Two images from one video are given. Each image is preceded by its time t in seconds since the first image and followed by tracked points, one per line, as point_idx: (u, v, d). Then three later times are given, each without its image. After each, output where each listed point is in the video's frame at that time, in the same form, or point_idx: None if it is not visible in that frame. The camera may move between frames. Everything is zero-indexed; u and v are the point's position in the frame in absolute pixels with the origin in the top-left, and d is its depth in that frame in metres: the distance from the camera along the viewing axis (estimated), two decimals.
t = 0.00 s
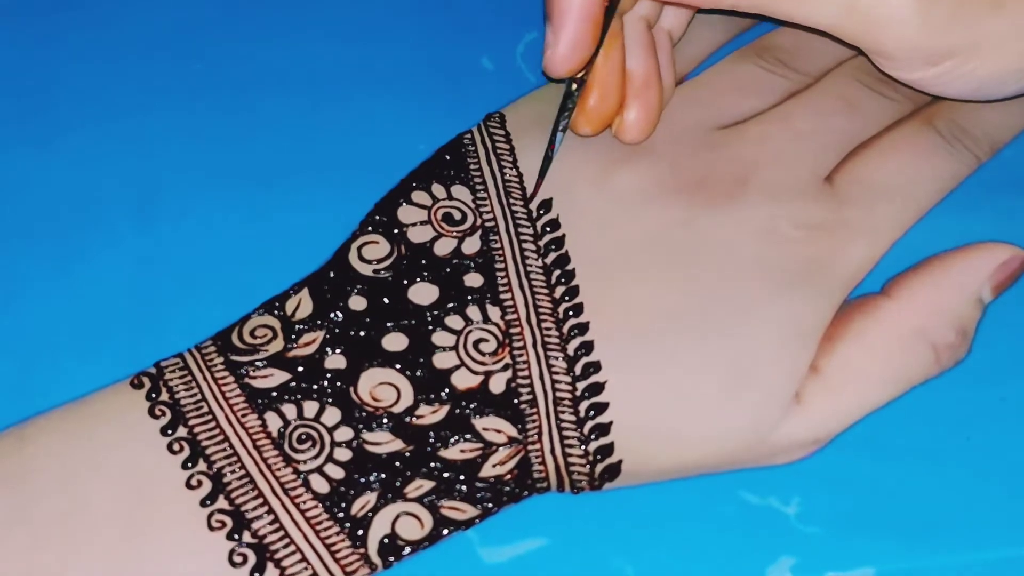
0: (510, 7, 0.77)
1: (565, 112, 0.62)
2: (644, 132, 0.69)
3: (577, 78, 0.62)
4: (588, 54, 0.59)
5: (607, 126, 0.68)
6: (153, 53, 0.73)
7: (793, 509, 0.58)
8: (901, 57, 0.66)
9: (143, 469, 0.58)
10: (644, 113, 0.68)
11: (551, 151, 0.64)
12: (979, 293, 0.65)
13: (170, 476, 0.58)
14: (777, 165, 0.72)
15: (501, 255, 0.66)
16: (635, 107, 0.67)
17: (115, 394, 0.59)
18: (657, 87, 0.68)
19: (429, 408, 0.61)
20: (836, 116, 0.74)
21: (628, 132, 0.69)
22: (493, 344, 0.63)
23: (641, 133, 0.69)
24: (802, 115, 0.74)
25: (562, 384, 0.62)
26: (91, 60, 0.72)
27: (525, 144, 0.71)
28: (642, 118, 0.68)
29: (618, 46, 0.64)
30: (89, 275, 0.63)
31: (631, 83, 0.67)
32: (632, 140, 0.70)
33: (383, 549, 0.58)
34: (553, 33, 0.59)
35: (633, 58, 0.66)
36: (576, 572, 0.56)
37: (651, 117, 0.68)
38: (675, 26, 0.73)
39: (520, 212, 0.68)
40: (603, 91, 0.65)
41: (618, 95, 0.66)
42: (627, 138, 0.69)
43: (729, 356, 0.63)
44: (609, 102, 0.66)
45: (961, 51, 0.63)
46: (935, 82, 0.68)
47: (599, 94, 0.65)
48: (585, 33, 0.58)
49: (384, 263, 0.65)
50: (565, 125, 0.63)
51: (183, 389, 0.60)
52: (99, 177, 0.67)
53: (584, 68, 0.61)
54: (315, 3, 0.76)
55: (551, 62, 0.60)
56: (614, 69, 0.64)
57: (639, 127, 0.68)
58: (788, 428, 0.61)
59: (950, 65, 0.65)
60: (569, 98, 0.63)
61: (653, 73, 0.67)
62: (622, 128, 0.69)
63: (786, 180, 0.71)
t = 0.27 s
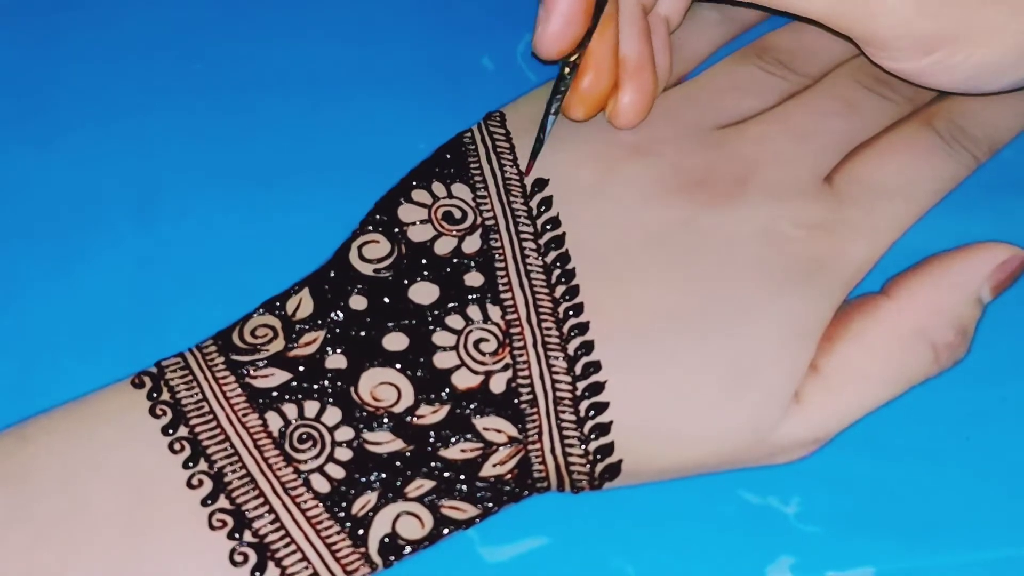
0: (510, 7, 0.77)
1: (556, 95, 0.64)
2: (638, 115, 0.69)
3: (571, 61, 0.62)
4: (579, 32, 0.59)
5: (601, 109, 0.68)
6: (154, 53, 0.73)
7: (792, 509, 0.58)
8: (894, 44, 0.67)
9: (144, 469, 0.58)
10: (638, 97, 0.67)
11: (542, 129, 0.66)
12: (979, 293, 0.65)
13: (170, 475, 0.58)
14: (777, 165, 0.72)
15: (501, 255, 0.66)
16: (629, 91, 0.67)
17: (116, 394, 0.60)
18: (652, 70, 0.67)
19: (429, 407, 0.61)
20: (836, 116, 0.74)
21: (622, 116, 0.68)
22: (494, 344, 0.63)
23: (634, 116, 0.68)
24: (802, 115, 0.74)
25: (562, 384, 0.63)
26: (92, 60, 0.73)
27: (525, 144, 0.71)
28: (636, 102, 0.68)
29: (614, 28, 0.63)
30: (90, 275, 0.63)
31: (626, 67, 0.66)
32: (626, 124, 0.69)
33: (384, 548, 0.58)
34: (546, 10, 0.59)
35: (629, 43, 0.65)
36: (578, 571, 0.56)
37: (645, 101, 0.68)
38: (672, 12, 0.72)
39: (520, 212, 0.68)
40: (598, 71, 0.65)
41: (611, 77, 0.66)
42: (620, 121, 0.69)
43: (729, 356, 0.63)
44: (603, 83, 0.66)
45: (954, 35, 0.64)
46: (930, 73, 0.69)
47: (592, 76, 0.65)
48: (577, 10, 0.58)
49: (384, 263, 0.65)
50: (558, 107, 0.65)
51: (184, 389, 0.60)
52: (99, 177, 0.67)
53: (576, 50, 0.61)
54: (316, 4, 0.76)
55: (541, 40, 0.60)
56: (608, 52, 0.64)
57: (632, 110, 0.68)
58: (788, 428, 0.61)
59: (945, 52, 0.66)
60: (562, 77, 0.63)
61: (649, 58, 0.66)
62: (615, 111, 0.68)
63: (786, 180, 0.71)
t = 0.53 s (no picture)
0: (511, 8, 0.77)
1: (566, 81, 0.64)
2: (645, 104, 0.70)
3: (580, 47, 0.62)
4: (589, 19, 0.59)
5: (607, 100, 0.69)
6: (154, 53, 0.73)
7: (793, 508, 0.58)
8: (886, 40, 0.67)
9: (145, 468, 0.58)
10: (645, 87, 0.69)
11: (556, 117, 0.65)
12: (980, 293, 0.65)
13: (170, 474, 0.58)
14: (777, 165, 0.72)
15: (502, 254, 0.66)
16: (636, 81, 0.68)
17: (116, 394, 0.59)
18: (660, 61, 0.69)
19: (430, 406, 0.61)
20: (836, 117, 0.74)
21: (628, 105, 0.70)
22: (494, 343, 0.63)
23: (641, 107, 0.70)
24: (803, 115, 0.74)
25: (563, 383, 0.63)
26: (91, 59, 0.72)
27: (525, 144, 0.71)
28: (643, 91, 0.69)
29: (623, 22, 0.63)
30: (89, 274, 0.63)
31: (633, 58, 0.67)
32: (632, 113, 0.71)
33: (384, 548, 0.58)
34: None
35: (637, 36, 0.66)
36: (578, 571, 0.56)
37: (652, 90, 0.69)
38: (679, 10, 0.73)
39: (520, 211, 0.68)
40: (604, 62, 0.65)
41: (619, 69, 0.66)
42: (626, 111, 0.70)
43: (730, 356, 0.63)
44: (610, 75, 0.66)
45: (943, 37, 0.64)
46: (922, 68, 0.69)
47: (600, 68, 0.66)
48: None
49: (384, 262, 0.65)
50: (567, 95, 0.65)
51: (184, 388, 0.60)
52: (99, 177, 0.67)
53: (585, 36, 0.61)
54: (317, 4, 0.76)
55: (552, 28, 0.60)
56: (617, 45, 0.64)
57: (639, 101, 0.69)
58: (788, 428, 0.61)
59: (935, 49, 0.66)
60: (570, 68, 0.64)
61: (655, 48, 0.67)
62: (622, 101, 0.70)
63: (786, 180, 0.71)
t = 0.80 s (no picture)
0: (511, 7, 0.77)
1: (557, 69, 0.65)
2: (635, 96, 0.70)
3: (571, 35, 0.64)
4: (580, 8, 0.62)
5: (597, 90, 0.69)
6: (154, 53, 0.73)
7: (793, 508, 0.58)
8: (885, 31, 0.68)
9: (145, 467, 0.58)
10: (635, 77, 0.68)
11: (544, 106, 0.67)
12: (979, 292, 0.65)
13: (170, 474, 0.58)
14: (777, 164, 0.72)
15: (502, 254, 0.66)
16: (626, 71, 0.68)
17: (115, 393, 0.59)
18: (650, 52, 0.69)
19: (429, 406, 0.62)
20: (836, 116, 0.74)
21: (618, 96, 0.69)
22: (494, 343, 0.63)
23: (630, 97, 0.69)
24: (803, 115, 0.74)
25: (562, 383, 0.63)
26: (91, 59, 0.72)
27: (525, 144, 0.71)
28: (633, 82, 0.69)
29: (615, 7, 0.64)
30: (88, 274, 0.62)
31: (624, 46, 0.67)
32: (621, 104, 0.70)
33: (384, 547, 0.58)
34: None
35: (626, 23, 0.67)
36: (579, 570, 0.55)
37: (642, 82, 0.69)
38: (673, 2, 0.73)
39: (520, 211, 0.68)
40: (596, 50, 0.65)
41: (610, 56, 0.66)
42: (616, 102, 0.70)
43: (730, 356, 0.63)
44: (601, 62, 0.66)
45: (945, 26, 0.65)
46: (921, 62, 0.70)
47: (591, 54, 0.65)
48: None
49: (384, 262, 0.65)
50: (557, 84, 0.65)
51: (184, 388, 0.60)
52: (99, 176, 0.67)
53: (576, 25, 0.63)
54: (318, 4, 0.76)
55: (543, 16, 0.62)
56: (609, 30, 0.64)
57: (629, 91, 0.69)
58: (788, 427, 0.61)
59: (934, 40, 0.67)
60: (562, 56, 0.65)
61: (645, 37, 0.68)
62: (612, 92, 0.69)
63: (786, 179, 0.71)
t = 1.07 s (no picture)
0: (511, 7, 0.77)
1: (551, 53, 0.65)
2: (630, 83, 0.70)
3: (565, 19, 0.64)
4: None
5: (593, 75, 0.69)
6: (155, 52, 0.73)
7: (793, 508, 0.58)
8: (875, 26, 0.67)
9: (145, 466, 0.58)
10: (630, 65, 0.69)
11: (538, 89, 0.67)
12: (979, 292, 0.65)
13: (170, 474, 0.58)
14: (777, 165, 0.72)
15: (502, 254, 0.66)
16: (622, 58, 0.68)
17: (115, 393, 0.59)
18: (647, 40, 0.69)
19: (430, 406, 0.62)
20: (836, 116, 0.74)
21: (613, 82, 0.70)
22: (494, 342, 0.63)
23: (626, 84, 0.70)
24: (803, 114, 0.74)
25: (563, 382, 0.63)
26: (92, 58, 0.72)
27: (525, 143, 0.71)
28: (629, 69, 0.69)
29: None
30: (88, 273, 0.62)
31: (620, 33, 0.67)
32: (617, 90, 0.71)
33: (384, 547, 0.58)
34: None
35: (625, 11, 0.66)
36: (579, 570, 0.56)
37: (637, 69, 0.69)
38: None
39: (520, 211, 0.68)
40: (590, 36, 0.65)
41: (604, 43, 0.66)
42: (612, 87, 0.70)
43: (730, 357, 0.63)
44: (595, 48, 0.66)
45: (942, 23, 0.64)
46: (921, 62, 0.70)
47: (586, 40, 0.65)
48: None
49: (385, 261, 0.65)
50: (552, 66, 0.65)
51: (184, 387, 0.60)
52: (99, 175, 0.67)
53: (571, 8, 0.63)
54: (318, 4, 0.76)
55: None
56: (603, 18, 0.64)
57: (624, 78, 0.69)
58: (788, 427, 0.61)
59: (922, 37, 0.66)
60: (557, 39, 0.65)
61: (643, 23, 0.67)
62: (607, 78, 0.70)
63: (787, 179, 0.71)
